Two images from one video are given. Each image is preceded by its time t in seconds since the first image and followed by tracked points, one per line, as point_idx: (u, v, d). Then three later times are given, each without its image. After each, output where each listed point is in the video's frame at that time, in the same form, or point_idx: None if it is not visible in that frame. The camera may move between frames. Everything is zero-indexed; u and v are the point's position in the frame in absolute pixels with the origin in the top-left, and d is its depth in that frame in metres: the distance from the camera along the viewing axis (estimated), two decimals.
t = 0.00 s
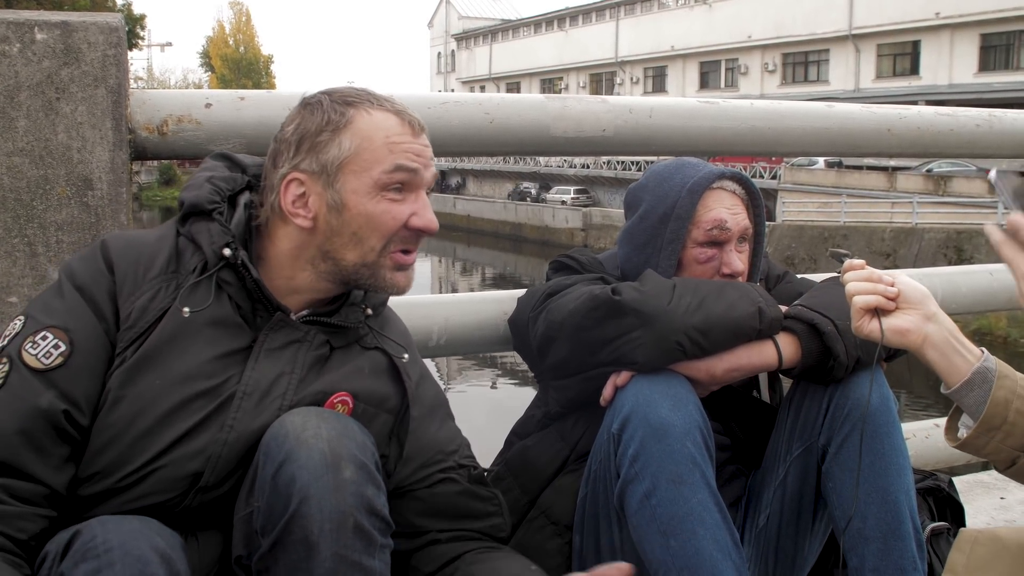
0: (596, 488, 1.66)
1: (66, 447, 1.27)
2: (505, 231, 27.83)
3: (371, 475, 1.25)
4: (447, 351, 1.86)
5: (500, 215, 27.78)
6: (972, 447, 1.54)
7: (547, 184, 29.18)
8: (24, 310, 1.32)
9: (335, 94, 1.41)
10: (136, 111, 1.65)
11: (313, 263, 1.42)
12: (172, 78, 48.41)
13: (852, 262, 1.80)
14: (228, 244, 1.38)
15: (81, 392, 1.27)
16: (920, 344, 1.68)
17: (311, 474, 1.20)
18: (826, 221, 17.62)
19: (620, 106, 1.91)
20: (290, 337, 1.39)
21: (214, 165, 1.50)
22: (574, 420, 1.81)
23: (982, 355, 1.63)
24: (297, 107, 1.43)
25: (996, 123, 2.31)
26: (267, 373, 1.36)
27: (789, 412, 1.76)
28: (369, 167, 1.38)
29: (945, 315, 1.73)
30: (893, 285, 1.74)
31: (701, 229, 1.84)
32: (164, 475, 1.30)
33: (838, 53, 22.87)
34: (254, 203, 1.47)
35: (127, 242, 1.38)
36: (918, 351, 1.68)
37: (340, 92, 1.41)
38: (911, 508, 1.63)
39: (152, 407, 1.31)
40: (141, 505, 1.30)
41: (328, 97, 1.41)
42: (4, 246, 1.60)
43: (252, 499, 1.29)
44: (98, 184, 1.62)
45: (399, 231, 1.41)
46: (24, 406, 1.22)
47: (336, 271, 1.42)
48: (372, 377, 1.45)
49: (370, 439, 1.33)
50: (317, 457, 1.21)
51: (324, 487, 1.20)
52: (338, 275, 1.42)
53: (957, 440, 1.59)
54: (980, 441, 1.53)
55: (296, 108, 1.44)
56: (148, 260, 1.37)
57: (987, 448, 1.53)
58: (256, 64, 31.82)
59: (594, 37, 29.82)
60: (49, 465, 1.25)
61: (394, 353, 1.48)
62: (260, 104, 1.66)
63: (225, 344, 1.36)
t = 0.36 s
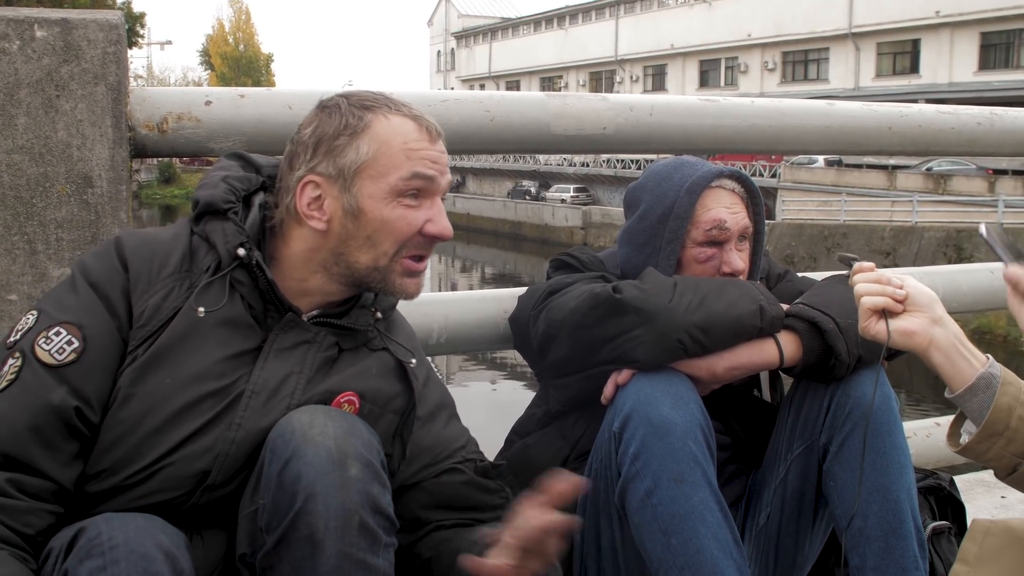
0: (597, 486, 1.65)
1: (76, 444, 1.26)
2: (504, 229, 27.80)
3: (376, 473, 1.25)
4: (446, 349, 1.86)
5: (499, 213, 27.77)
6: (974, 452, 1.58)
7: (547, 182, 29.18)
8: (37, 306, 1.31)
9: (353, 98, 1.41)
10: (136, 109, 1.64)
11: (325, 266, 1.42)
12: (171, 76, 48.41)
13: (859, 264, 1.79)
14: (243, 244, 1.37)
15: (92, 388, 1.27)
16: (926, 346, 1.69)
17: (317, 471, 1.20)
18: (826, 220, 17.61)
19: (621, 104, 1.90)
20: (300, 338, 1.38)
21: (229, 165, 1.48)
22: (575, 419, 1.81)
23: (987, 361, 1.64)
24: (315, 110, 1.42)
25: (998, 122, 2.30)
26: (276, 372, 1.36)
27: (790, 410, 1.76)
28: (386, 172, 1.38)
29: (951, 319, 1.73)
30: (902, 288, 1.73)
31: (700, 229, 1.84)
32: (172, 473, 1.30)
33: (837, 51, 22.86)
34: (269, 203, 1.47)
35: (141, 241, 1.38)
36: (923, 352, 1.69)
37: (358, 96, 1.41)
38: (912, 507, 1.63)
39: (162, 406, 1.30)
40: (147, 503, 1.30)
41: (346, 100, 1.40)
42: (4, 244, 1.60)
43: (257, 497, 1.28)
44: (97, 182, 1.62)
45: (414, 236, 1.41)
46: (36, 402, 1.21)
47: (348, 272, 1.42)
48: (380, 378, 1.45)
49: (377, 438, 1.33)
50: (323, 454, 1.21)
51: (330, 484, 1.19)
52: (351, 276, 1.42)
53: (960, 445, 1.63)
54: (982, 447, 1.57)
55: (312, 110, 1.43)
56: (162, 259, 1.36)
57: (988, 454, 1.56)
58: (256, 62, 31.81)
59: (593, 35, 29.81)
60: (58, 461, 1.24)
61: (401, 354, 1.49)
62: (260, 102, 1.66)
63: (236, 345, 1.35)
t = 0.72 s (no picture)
0: (599, 489, 1.65)
1: (72, 446, 1.27)
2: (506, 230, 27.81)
3: (374, 476, 1.24)
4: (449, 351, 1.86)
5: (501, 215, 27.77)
6: (976, 458, 1.59)
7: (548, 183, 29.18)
8: (33, 309, 1.32)
9: (355, 109, 1.36)
10: (137, 111, 1.64)
11: (319, 276, 1.39)
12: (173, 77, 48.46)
13: (860, 271, 1.79)
14: (236, 244, 1.37)
15: (88, 391, 1.27)
16: (927, 353, 1.69)
17: (315, 474, 1.20)
18: (827, 221, 17.60)
19: (623, 106, 1.90)
20: (297, 337, 1.37)
21: (223, 164, 1.48)
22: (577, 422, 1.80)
23: (989, 367, 1.66)
24: (317, 118, 1.38)
25: (1001, 124, 2.30)
26: (272, 372, 1.34)
27: (792, 413, 1.75)
28: (382, 191, 1.34)
29: (951, 325, 1.74)
30: (901, 295, 1.73)
31: (701, 230, 1.84)
32: (169, 475, 1.29)
33: (839, 53, 22.85)
34: (262, 203, 1.44)
35: (135, 242, 1.38)
36: (924, 359, 1.69)
37: (361, 107, 1.37)
38: (916, 511, 1.62)
39: (159, 408, 1.30)
40: (145, 505, 1.29)
41: (347, 111, 1.36)
42: (5, 246, 1.60)
43: (255, 500, 1.28)
44: (99, 184, 1.62)
45: (408, 256, 1.37)
46: (31, 405, 1.22)
47: (342, 284, 1.39)
48: (377, 371, 1.43)
49: (376, 442, 1.32)
50: (320, 458, 1.21)
51: (327, 489, 1.19)
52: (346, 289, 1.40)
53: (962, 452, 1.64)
54: (985, 452, 1.58)
55: (313, 117, 1.39)
56: (156, 260, 1.36)
57: (991, 460, 1.57)
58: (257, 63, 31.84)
59: (595, 37, 29.81)
60: (55, 464, 1.25)
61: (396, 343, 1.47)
62: (261, 104, 1.66)
63: (232, 345, 1.35)
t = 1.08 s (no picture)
0: (598, 491, 1.64)
1: (63, 451, 1.26)
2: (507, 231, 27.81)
3: (367, 478, 1.23)
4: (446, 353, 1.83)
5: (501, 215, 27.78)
6: (975, 461, 1.63)
7: (549, 184, 29.18)
8: (24, 313, 1.31)
9: (358, 122, 1.34)
10: (137, 111, 1.64)
11: (313, 287, 1.38)
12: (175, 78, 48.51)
13: (860, 276, 1.80)
14: (229, 247, 1.35)
15: (79, 395, 1.27)
16: (927, 357, 1.70)
17: (305, 476, 1.18)
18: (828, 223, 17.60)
19: (624, 107, 1.90)
20: (289, 341, 1.37)
21: (218, 166, 1.45)
22: (576, 423, 1.80)
23: (986, 370, 1.69)
24: (318, 127, 1.36)
25: (1001, 125, 2.30)
26: (264, 377, 1.34)
27: (793, 415, 1.75)
28: (380, 209, 1.32)
29: (948, 327, 1.75)
30: (900, 298, 1.74)
31: (700, 230, 1.84)
32: (162, 480, 1.28)
33: (840, 54, 22.85)
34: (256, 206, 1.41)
35: (127, 244, 1.38)
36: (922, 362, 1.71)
37: (363, 119, 1.35)
38: (916, 514, 1.62)
39: (151, 413, 1.29)
40: (138, 511, 1.28)
41: (349, 123, 1.34)
42: (4, 247, 1.59)
43: (247, 502, 1.26)
44: (99, 184, 1.61)
45: (402, 276, 1.34)
46: (22, 410, 1.21)
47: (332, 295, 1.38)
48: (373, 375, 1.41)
49: (368, 444, 1.31)
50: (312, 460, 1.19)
51: (320, 491, 1.17)
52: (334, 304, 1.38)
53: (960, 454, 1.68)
54: (983, 456, 1.62)
55: (314, 127, 1.37)
56: (148, 263, 1.36)
57: (990, 463, 1.62)
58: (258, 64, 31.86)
59: (596, 38, 29.81)
60: (46, 469, 1.24)
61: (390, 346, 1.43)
62: (261, 103, 1.65)
63: (225, 349, 1.34)
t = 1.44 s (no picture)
0: (594, 492, 1.64)
1: (47, 456, 1.25)
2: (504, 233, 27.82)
3: (356, 480, 1.22)
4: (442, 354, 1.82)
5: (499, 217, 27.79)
6: (970, 464, 1.63)
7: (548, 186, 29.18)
8: (7, 318, 1.30)
9: (342, 135, 1.31)
10: (133, 111, 1.64)
11: (290, 298, 1.36)
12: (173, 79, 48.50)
13: (856, 279, 1.80)
14: (209, 245, 1.33)
15: (64, 400, 1.25)
16: (923, 362, 1.70)
17: (292, 479, 1.17)
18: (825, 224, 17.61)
19: (621, 108, 1.89)
20: (272, 338, 1.34)
21: (188, 158, 1.43)
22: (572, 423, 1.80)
23: (982, 375, 1.69)
24: (301, 135, 1.34)
25: (998, 126, 2.30)
26: (250, 376, 1.31)
27: (789, 415, 1.74)
28: (357, 227, 1.28)
29: (944, 331, 1.75)
30: (896, 302, 1.74)
31: (696, 231, 1.84)
32: (149, 484, 1.26)
33: (838, 56, 22.88)
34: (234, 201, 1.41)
35: (108, 245, 1.36)
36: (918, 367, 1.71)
37: (347, 132, 1.31)
38: (910, 515, 1.62)
39: (136, 416, 1.27)
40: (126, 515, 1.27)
41: (334, 134, 1.31)
42: None
43: (236, 504, 1.25)
44: (94, 184, 1.61)
45: (377, 292, 1.32)
46: (5, 417, 1.21)
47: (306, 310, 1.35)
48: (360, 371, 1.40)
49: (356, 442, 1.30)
50: (299, 462, 1.18)
51: (307, 493, 1.17)
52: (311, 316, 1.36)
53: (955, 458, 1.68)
54: (978, 460, 1.62)
55: (300, 135, 1.35)
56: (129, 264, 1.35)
57: (984, 467, 1.62)
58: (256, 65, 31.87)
59: (594, 39, 29.84)
60: (32, 473, 1.23)
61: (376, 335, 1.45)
62: (257, 103, 1.64)
63: (210, 348, 1.32)
